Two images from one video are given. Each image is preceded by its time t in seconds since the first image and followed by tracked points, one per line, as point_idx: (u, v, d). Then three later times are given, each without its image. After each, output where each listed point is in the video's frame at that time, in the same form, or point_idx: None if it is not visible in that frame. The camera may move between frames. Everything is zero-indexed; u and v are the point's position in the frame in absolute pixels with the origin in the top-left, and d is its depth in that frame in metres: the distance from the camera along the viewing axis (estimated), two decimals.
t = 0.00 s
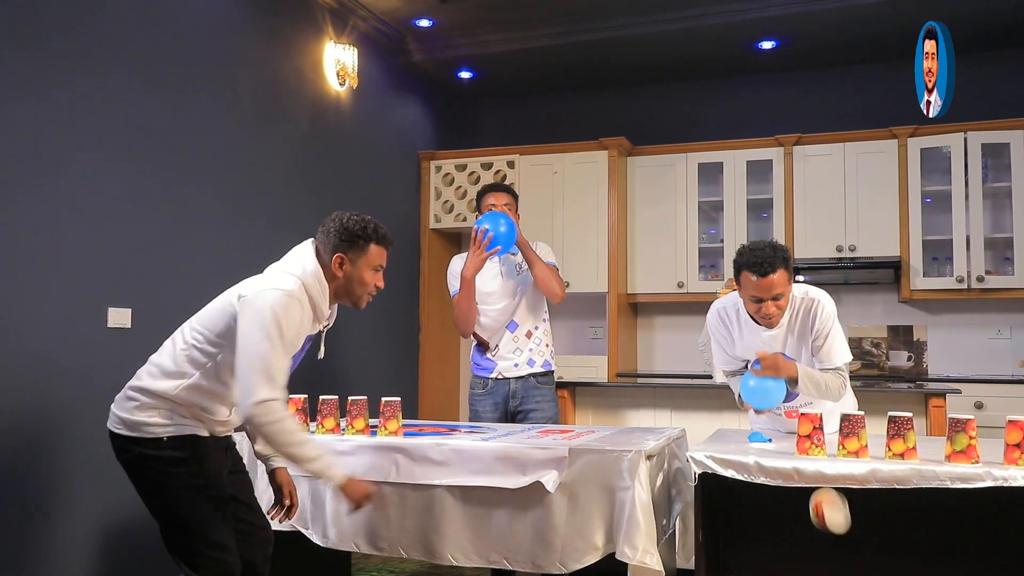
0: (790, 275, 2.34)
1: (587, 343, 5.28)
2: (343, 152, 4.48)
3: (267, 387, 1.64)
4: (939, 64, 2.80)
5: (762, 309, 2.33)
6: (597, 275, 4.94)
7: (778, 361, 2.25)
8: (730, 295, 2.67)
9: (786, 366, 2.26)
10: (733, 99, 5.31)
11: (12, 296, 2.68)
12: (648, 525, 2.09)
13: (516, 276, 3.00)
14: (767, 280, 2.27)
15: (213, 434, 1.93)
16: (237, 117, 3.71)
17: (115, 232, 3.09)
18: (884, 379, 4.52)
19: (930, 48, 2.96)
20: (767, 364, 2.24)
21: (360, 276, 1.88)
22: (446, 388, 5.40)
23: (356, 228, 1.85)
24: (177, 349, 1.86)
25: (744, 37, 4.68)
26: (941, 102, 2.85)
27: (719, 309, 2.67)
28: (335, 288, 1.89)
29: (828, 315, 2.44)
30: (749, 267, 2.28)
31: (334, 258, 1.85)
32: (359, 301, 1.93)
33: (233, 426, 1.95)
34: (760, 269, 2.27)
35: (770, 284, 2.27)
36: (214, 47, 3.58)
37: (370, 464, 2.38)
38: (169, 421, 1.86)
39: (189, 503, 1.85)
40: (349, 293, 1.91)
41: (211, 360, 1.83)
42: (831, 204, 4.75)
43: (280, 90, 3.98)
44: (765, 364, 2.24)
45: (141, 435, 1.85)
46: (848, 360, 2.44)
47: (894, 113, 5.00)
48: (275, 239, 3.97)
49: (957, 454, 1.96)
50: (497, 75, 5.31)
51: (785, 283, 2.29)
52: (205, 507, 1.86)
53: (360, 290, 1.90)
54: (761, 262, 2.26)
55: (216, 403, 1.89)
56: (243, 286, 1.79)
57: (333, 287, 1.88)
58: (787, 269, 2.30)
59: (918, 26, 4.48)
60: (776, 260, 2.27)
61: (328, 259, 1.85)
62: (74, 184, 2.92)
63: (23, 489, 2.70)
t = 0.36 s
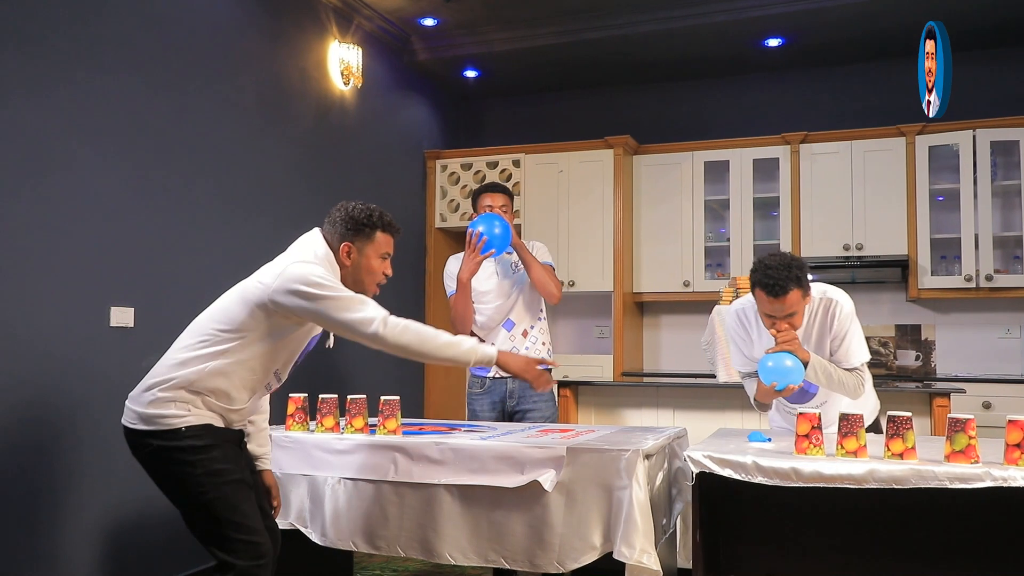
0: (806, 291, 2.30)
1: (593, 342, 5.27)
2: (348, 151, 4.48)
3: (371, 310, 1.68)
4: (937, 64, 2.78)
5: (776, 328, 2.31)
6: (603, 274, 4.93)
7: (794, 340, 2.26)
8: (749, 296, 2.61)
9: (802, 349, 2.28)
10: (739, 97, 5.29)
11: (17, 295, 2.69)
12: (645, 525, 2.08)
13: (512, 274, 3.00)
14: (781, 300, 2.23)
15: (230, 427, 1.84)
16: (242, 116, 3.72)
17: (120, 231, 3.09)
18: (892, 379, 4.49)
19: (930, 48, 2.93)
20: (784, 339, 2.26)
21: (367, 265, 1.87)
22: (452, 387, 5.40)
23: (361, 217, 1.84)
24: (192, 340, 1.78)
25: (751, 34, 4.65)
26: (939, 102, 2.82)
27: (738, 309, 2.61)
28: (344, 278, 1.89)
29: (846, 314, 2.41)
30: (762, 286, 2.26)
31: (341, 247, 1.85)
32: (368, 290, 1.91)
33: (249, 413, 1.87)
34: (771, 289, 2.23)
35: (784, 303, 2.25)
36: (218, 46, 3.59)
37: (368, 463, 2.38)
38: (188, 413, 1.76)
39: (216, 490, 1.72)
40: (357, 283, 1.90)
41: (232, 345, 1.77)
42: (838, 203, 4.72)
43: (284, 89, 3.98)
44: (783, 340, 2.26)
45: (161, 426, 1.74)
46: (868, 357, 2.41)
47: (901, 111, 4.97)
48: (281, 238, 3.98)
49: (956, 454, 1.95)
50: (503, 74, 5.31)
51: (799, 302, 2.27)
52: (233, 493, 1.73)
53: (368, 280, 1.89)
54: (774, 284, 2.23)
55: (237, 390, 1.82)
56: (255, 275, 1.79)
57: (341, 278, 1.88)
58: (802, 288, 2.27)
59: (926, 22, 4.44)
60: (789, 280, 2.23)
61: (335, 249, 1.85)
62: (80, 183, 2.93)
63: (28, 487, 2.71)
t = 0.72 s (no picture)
0: (831, 295, 2.25)
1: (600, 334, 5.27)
2: (353, 143, 4.49)
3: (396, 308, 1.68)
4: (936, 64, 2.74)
5: (800, 332, 2.27)
6: (609, 266, 4.93)
7: (816, 344, 2.24)
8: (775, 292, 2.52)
9: (824, 353, 2.25)
10: (746, 88, 5.26)
11: (20, 288, 2.70)
12: (643, 517, 2.09)
13: (513, 265, 3.01)
14: (803, 304, 2.19)
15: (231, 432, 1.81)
16: (245, 109, 3.72)
17: (124, 224, 3.10)
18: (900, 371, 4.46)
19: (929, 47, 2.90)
20: (805, 344, 2.24)
21: (376, 276, 1.88)
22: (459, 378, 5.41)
23: (372, 228, 1.84)
24: (194, 349, 1.72)
25: (758, 24, 4.62)
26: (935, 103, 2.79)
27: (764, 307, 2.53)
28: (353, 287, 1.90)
29: (875, 319, 2.36)
30: (784, 290, 2.22)
31: (350, 257, 1.85)
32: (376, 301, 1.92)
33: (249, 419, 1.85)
34: (793, 295, 2.20)
35: (807, 308, 2.21)
36: (222, 39, 3.59)
37: (368, 455, 2.39)
38: (192, 423, 1.71)
39: (229, 498, 1.68)
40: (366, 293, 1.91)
41: (239, 356, 1.73)
42: (845, 194, 4.69)
43: (288, 82, 3.99)
44: (804, 344, 2.24)
45: (165, 438, 1.69)
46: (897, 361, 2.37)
47: (910, 101, 4.93)
48: (285, 231, 3.99)
49: (955, 447, 1.93)
50: (508, 65, 5.30)
51: (823, 306, 2.23)
52: (245, 500, 1.70)
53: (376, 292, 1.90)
54: (795, 289, 2.19)
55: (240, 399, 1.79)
56: (263, 283, 1.74)
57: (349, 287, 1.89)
58: (826, 292, 2.22)
59: (935, 10, 4.40)
60: (811, 286, 2.19)
61: (344, 259, 1.85)
62: (83, 177, 2.94)
63: (31, 479, 2.73)
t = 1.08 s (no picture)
0: (818, 287, 2.24)
1: (608, 318, 5.27)
2: (359, 128, 4.48)
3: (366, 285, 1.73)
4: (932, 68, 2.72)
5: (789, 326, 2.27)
6: (617, 250, 4.92)
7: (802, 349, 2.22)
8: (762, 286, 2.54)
9: (812, 355, 2.24)
10: (755, 70, 5.22)
11: (25, 272, 2.72)
12: (642, 502, 2.09)
13: (517, 254, 3.03)
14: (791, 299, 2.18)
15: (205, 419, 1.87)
16: (250, 95, 3.73)
17: (128, 210, 3.11)
18: (909, 355, 4.44)
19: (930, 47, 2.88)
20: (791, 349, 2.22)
21: (348, 262, 1.97)
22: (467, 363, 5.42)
23: (342, 215, 1.93)
24: (167, 338, 1.79)
25: (767, 5, 4.58)
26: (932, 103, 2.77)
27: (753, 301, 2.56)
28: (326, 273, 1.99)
29: (863, 306, 2.37)
30: (772, 286, 2.20)
31: (322, 244, 1.94)
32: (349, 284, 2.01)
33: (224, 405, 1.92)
34: (781, 289, 2.18)
35: (794, 302, 2.20)
36: (226, 24, 3.59)
37: (370, 439, 2.40)
38: (166, 410, 1.77)
39: (210, 486, 1.74)
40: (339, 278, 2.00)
41: (210, 344, 1.79)
42: (855, 177, 4.65)
43: (293, 67, 3.99)
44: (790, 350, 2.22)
45: (142, 425, 1.75)
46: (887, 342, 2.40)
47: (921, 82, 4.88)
48: (292, 215, 4.00)
49: (955, 433, 1.93)
50: (516, 48, 5.27)
51: (811, 299, 2.22)
52: (223, 484, 1.76)
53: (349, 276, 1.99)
54: (785, 284, 2.17)
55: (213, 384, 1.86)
56: (232, 272, 1.80)
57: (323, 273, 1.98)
58: (814, 285, 2.21)
59: None
60: (798, 279, 2.18)
61: (317, 245, 1.94)
62: (87, 162, 2.95)
63: (41, 461, 2.76)
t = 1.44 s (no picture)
0: (846, 256, 2.20)
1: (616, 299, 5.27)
2: (366, 108, 4.47)
3: (283, 311, 1.74)
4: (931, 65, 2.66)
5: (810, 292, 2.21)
6: (625, 232, 4.90)
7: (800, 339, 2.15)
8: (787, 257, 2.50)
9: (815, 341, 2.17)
10: (766, 48, 5.16)
11: (34, 253, 2.73)
12: (644, 486, 2.10)
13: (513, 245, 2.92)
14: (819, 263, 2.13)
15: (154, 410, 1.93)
16: (256, 76, 3.71)
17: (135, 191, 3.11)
18: (918, 336, 4.41)
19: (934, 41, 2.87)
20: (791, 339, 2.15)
21: (285, 260, 1.97)
22: (476, 344, 5.43)
23: (279, 214, 1.93)
24: (111, 331, 1.85)
25: None
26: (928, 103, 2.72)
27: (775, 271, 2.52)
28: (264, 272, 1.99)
29: (879, 295, 2.31)
30: (800, 247, 2.15)
31: (259, 242, 1.94)
32: (288, 283, 2.01)
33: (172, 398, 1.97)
34: (810, 251, 2.13)
35: (822, 266, 2.15)
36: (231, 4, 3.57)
37: (373, 422, 2.40)
38: (111, 400, 1.83)
39: (146, 472, 1.80)
40: (277, 276, 2.00)
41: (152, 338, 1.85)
42: (866, 157, 4.60)
43: (300, 47, 3.97)
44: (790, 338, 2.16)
45: (85, 414, 1.80)
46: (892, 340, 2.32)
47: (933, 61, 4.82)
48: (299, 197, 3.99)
49: (957, 417, 1.92)
50: (524, 27, 5.24)
51: (837, 266, 2.17)
52: (161, 472, 1.82)
53: (287, 274, 1.99)
54: (813, 247, 2.12)
55: (158, 377, 1.91)
56: (174, 269, 1.86)
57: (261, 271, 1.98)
58: (842, 252, 2.17)
59: None
60: (828, 243, 2.13)
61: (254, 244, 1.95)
62: (95, 143, 2.95)
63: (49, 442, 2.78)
